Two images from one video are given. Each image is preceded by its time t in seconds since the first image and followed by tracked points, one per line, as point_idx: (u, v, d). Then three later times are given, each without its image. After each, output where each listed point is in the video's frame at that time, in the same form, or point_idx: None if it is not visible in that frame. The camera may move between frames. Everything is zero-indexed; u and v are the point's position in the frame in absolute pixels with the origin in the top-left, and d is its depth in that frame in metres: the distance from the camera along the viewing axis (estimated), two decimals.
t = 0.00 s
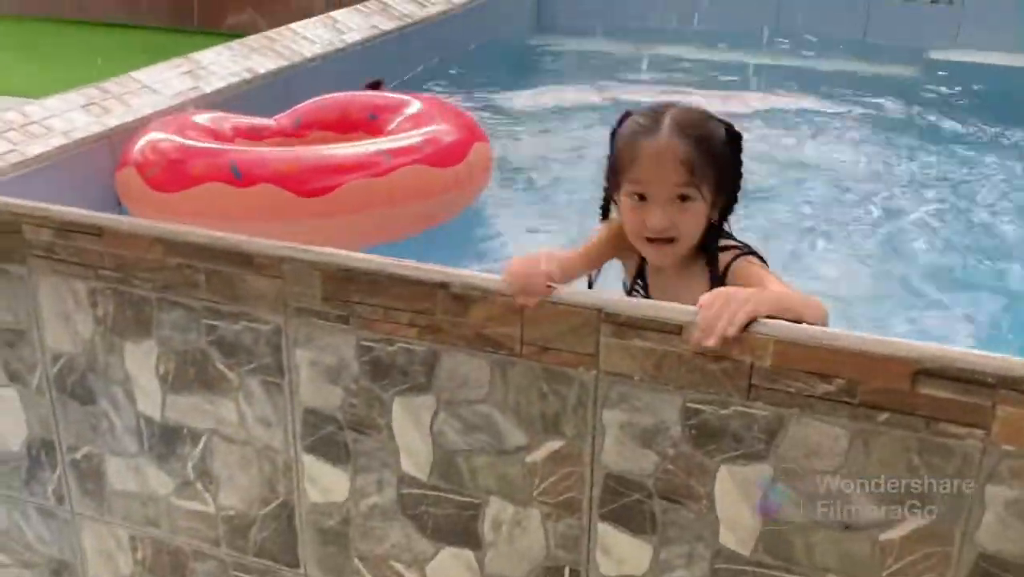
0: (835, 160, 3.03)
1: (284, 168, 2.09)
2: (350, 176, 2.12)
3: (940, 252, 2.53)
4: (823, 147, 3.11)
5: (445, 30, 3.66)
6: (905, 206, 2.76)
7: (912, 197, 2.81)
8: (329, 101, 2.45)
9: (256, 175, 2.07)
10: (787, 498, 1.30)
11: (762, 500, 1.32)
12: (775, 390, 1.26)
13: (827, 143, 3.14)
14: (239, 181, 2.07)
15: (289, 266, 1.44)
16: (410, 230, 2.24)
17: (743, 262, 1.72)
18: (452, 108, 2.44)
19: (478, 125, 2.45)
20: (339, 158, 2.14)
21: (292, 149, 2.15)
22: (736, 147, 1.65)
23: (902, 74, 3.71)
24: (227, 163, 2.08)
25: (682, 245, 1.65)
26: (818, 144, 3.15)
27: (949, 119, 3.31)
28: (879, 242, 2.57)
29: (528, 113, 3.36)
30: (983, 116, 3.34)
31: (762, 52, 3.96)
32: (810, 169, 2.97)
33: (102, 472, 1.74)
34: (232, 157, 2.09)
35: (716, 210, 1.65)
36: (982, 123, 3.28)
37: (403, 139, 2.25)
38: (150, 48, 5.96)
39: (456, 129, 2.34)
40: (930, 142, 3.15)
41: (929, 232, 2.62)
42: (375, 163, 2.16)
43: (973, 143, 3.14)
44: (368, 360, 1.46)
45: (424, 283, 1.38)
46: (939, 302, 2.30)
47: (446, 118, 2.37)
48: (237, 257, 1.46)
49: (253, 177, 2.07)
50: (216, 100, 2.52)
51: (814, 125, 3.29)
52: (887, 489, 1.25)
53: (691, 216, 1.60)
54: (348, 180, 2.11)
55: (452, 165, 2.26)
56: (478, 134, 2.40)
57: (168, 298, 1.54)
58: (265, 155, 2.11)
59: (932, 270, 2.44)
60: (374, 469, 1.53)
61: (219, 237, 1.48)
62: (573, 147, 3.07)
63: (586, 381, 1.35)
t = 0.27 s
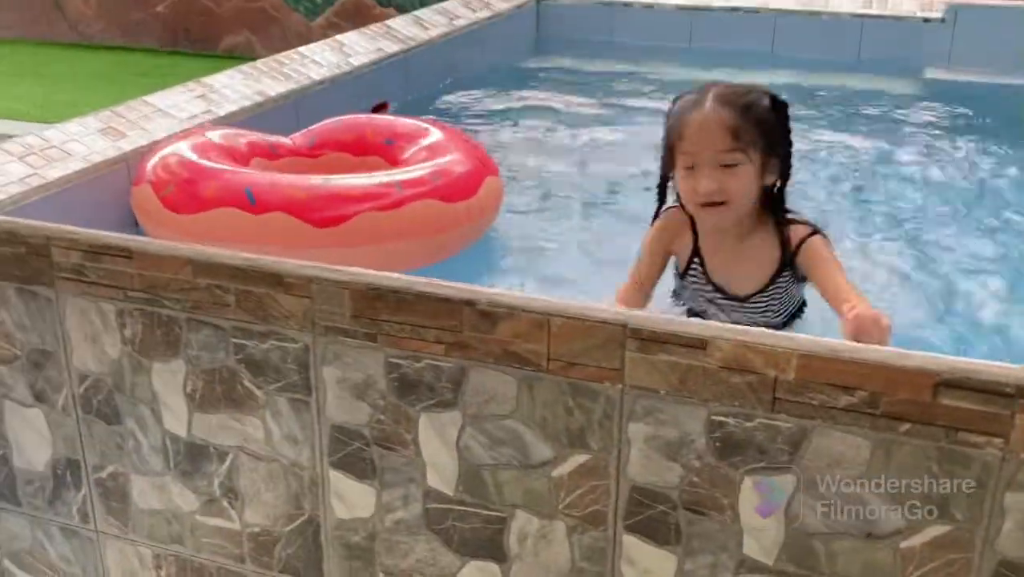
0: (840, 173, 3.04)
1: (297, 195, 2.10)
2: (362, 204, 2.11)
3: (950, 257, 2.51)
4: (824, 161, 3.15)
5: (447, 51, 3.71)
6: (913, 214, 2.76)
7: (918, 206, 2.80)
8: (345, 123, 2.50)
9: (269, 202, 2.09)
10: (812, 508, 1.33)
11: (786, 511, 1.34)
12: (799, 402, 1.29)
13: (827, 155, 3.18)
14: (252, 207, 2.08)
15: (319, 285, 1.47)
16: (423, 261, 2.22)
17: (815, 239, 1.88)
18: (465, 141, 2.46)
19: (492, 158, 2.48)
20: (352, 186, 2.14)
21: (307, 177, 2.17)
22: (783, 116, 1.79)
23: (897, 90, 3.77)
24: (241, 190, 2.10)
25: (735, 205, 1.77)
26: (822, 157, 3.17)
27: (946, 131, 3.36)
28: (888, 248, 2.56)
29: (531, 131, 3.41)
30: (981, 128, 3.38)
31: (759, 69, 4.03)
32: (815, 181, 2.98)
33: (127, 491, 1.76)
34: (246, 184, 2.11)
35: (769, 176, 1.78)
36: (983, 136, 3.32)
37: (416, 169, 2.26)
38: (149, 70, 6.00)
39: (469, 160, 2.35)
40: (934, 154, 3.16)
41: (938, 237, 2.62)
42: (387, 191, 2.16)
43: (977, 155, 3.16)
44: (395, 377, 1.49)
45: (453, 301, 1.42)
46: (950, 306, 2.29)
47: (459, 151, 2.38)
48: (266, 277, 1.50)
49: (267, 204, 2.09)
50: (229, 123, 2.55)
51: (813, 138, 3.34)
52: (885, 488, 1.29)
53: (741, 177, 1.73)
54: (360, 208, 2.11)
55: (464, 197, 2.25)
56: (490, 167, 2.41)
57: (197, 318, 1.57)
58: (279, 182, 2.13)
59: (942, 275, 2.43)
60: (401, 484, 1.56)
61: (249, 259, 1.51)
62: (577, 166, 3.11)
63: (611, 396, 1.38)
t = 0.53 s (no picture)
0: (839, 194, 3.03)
1: (301, 215, 2.13)
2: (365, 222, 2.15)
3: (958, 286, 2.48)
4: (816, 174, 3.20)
5: (444, 69, 3.76)
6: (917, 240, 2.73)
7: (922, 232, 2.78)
8: (350, 138, 2.53)
9: (273, 223, 2.11)
10: (817, 511, 1.36)
11: (792, 512, 1.37)
12: (804, 406, 1.32)
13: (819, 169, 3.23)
14: (257, 228, 2.11)
15: (329, 296, 1.50)
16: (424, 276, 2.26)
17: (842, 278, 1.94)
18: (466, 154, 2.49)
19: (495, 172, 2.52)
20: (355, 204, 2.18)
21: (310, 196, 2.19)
22: (821, 172, 1.78)
23: (888, 104, 3.83)
24: (245, 211, 2.13)
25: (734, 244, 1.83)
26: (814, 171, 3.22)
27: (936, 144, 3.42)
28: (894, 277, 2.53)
29: (528, 147, 3.45)
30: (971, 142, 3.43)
31: (751, 85, 4.09)
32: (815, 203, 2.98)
33: (137, 504, 1.78)
34: (250, 204, 2.14)
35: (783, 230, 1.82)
36: (973, 149, 3.37)
37: (417, 184, 2.29)
38: (142, 91, 6.03)
39: (469, 174, 2.38)
40: (934, 174, 3.17)
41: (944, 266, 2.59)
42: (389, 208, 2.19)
43: (969, 171, 3.20)
44: (406, 386, 1.51)
45: (462, 310, 1.45)
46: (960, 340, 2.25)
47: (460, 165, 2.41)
48: (278, 289, 1.53)
49: (270, 224, 2.11)
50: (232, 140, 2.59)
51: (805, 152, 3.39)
52: (885, 488, 1.32)
53: (742, 219, 1.78)
54: (363, 226, 2.14)
55: (464, 211, 2.29)
56: (490, 179, 2.44)
57: (209, 330, 1.60)
58: (282, 202, 2.15)
59: (940, 292, 2.44)
60: (410, 493, 1.58)
61: (262, 271, 1.54)
62: (574, 180, 3.15)
63: (619, 402, 1.41)
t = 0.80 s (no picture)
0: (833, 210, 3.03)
1: (284, 225, 2.14)
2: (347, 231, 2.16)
3: (954, 305, 2.48)
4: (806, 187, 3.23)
5: (436, 85, 3.80)
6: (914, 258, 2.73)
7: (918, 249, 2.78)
8: (349, 155, 2.56)
9: (256, 233, 2.13)
10: (807, 515, 1.38)
11: (782, 518, 1.39)
12: (793, 412, 1.34)
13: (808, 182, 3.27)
14: (239, 238, 2.13)
15: (326, 309, 1.52)
16: (408, 285, 2.26)
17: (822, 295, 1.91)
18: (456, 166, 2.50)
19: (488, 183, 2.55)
20: (338, 213, 2.19)
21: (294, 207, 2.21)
22: (774, 156, 1.77)
23: (875, 118, 3.88)
24: (229, 221, 2.15)
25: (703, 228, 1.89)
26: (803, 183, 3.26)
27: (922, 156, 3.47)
28: (891, 294, 2.52)
29: (519, 161, 3.48)
30: (957, 154, 3.48)
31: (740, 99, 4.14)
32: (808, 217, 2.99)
33: (135, 518, 1.79)
34: (234, 214, 2.16)
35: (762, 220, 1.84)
36: (960, 161, 3.41)
37: (402, 194, 2.30)
38: (134, 109, 6.06)
39: (457, 185, 2.39)
40: (925, 190, 3.18)
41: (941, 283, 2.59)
42: (372, 217, 2.20)
43: (955, 182, 3.24)
44: (401, 398, 1.53)
45: (457, 322, 1.47)
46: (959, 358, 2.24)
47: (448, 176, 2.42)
48: (274, 302, 1.55)
49: (253, 234, 2.13)
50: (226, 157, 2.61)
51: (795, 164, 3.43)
52: (885, 488, 1.34)
53: (703, 201, 1.84)
54: (358, 233, 2.16)
55: (450, 220, 2.30)
56: (479, 190, 2.45)
57: (206, 344, 1.62)
58: (266, 212, 2.17)
59: (931, 301, 2.48)
60: (406, 503, 1.59)
61: (259, 285, 1.56)
62: (566, 194, 3.19)
63: (612, 410, 1.43)
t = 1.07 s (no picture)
0: (824, 224, 3.04)
1: (269, 242, 2.15)
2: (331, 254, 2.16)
3: (949, 317, 2.47)
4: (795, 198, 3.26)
5: (427, 99, 3.82)
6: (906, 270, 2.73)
7: (910, 262, 2.78)
8: (348, 164, 2.57)
9: (241, 248, 2.14)
10: (794, 525, 1.40)
11: (768, 528, 1.41)
12: (778, 422, 1.36)
13: (796, 194, 3.30)
14: (224, 252, 2.14)
15: (317, 322, 1.54)
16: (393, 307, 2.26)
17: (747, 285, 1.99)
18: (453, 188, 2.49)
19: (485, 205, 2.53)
20: (324, 234, 2.19)
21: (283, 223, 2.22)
22: (696, 133, 1.90)
23: (864, 130, 3.91)
24: (215, 234, 2.16)
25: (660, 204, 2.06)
26: (793, 195, 3.29)
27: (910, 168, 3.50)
28: (885, 308, 2.52)
29: (510, 174, 3.51)
30: (944, 166, 3.51)
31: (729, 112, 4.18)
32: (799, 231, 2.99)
33: (126, 531, 1.79)
34: (221, 227, 2.17)
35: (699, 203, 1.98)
36: (947, 173, 3.43)
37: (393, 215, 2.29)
38: (126, 124, 6.07)
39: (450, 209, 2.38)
40: (916, 203, 3.19)
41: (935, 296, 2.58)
42: (358, 240, 2.20)
43: (945, 193, 3.27)
44: (392, 410, 1.54)
45: (447, 334, 1.48)
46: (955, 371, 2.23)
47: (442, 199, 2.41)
48: (266, 316, 1.56)
49: (239, 249, 2.14)
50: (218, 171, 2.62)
51: (783, 176, 3.46)
52: (886, 488, 1.34)
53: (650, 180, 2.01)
54: (350, 251, 2.17)
55: (439, 245, 2.29)
56: (473, 214, 2.44)
57: (198, 357, 1.63)
58: (253, 227, 2.18)
59: (928, 312, 2.49)
60: (397, 515, 1.60)
61: (251, 298, 1.58)
62: (556, 205, 3.21)
63: (600, 422, 1.45)
